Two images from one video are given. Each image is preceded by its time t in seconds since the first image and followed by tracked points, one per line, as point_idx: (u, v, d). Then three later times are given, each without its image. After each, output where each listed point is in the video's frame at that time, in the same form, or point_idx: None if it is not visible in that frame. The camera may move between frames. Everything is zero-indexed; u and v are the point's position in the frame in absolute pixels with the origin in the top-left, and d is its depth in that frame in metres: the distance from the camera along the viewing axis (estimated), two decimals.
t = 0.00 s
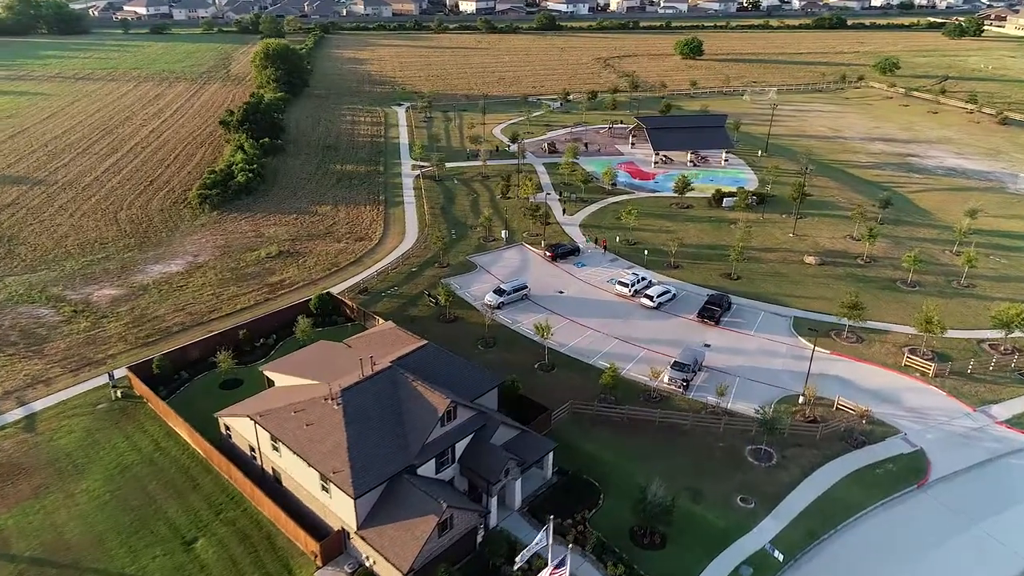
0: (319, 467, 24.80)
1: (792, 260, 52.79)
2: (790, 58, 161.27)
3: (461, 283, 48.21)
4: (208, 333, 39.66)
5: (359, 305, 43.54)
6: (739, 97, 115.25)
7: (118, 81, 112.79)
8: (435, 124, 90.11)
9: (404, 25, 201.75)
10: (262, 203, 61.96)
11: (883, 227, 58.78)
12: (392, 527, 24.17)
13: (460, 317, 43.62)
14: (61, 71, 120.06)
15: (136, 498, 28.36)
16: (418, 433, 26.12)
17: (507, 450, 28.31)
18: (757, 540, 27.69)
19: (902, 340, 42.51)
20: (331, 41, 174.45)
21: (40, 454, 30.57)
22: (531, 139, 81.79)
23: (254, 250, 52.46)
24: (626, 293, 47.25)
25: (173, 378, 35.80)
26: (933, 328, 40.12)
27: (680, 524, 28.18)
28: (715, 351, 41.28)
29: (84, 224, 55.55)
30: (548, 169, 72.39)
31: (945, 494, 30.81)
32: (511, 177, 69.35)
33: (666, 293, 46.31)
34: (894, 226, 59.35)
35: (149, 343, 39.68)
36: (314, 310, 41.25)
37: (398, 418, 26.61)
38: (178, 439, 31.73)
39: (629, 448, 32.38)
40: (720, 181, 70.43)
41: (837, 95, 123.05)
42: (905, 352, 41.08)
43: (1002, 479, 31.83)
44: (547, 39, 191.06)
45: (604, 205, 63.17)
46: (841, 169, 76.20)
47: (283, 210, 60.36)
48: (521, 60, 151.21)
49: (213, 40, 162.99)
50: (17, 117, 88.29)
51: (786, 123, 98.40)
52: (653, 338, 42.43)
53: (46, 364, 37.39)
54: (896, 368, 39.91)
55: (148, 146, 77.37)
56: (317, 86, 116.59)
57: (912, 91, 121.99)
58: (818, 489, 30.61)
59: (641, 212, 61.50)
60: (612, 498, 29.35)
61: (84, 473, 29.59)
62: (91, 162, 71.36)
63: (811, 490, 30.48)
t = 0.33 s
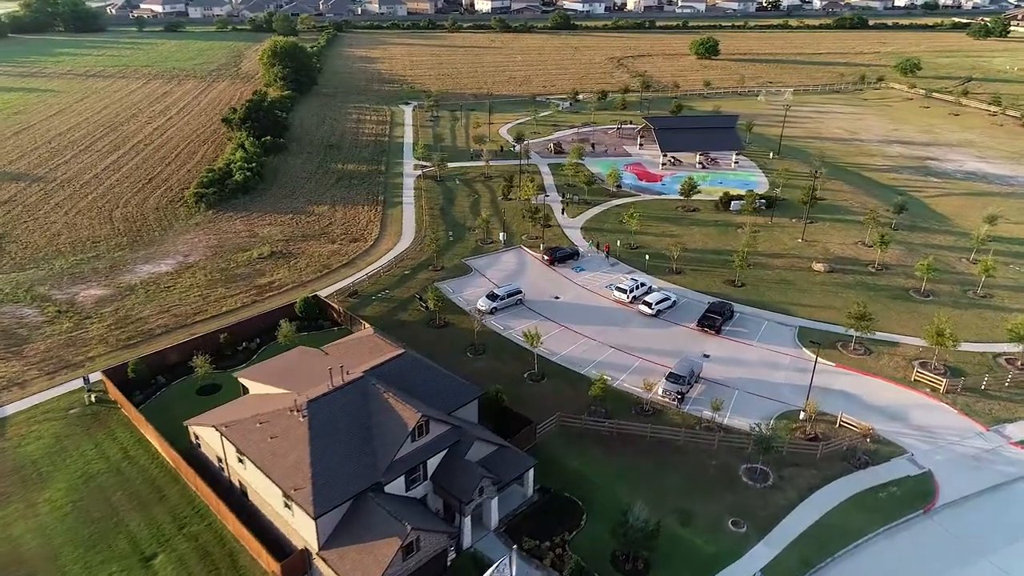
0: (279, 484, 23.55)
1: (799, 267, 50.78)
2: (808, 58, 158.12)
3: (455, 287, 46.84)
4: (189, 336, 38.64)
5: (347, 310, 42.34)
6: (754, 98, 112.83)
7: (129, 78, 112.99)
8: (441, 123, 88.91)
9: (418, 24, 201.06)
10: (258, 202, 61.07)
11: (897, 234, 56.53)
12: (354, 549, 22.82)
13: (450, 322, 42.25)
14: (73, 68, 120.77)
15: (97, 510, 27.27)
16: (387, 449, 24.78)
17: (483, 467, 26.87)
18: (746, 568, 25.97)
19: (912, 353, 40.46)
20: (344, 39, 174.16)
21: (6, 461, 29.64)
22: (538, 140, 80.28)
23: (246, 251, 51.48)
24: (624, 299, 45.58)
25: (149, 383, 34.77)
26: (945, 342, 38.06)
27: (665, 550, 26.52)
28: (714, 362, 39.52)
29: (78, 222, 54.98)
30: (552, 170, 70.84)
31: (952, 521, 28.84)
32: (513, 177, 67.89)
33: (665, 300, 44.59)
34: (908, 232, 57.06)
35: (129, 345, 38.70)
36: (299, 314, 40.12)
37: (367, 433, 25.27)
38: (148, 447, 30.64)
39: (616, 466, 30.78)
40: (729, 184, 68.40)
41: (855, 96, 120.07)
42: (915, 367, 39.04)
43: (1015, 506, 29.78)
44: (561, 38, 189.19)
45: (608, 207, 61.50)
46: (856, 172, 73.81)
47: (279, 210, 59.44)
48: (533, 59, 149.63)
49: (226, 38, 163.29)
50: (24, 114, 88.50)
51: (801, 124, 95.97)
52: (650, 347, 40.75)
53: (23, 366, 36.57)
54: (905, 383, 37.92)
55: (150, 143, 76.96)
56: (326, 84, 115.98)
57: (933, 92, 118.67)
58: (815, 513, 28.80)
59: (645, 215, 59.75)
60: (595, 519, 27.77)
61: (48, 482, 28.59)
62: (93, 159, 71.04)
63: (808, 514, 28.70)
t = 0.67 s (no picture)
0: (234, 502, 22.30)
1: (807, 274, 48.80)
2: (826, 58, 154.87)
3: (447, 290, 45.51)
4: (169, 340, 37.68)
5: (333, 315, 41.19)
6: (769, 98, 110.35)
7: (139, 77, 113.19)
8: (446, 123, 87.67)
9: (432, 23, 200.24)
10: (254, 202, 60.19)
11: (911, 240, 54.28)
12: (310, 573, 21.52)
13: (439, 328, 40.94)
14: (85, 66, 121.51)
15: (55, 523, 26.23)
16: (350, 466, 23.46)
17: (455, 485, 25.45)
18: None
19: (922, 368, 38.42)
20: (357, 37, 173.81)
21: None
22: (543, 140, 78.73)
23: (237, 251, 50.56)
24: (621, 306, 43.92)
25: (124, 389, 33.81)
26: (956, 356, 36.00)
27: None
28: (711, 374, 37.78)
29: (71, 219, 54.46)
30: (556, 171, 69.29)
31: (958, 550, 26.93)
32: (516, 178, 66.44)
33: (663, 307, 42.88)
34: (923, 239, 54.75)
35: (108, 348, 37.82)
36: (283, 318, 39.08)
37: (330, 449, 23.97)
38: (115, 456, 29.59)
39: (600, 485, 29.24)
40: (737, 187, 66.33)
41: (874, 97, 117.11)
42: (924, 382, 37.01)
43: None
44: (576, 38, 187.29)
45: (611, 210, 59.82)
46: (870, 176, 71.40)
47: (274, 210, 58.55)
48: (546, 58, 148.01)
49: (239, 36, 163.63)
50: (31, 111, 88.74)
51: (816, 126, 93.47)
52: (645, 357, 39.09)
53: None
54: (913, 399, 35.92)
55: (153, 141, 76.63)
56: (334, 82, 115.36)
57: (955, 94, 115.33)
58: (810, 539, 27.03)
59: (648, 218, 57.98)
60: (573, 542, 26.26)
61: (8, 491, 27.64)
62: (94, 157, 70.78)
63: (803, 540, 26.97)
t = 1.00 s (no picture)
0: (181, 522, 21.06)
1: (812, 282, 46.81)
2: (845, 59, 151.54)
3: (437, 295, 44.15)
4: (145, 344, 36.67)
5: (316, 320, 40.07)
6: (783, 99, 107.81)
7: (148, 75, 113.17)
8: (451, 123, 86.30)
9: (445, 22, 199.18)
10: (249, 201, 59.34)
11: (924, 248, 52.02)
12: None
13: (425, 334, 39.57)
14: (95, 64, 122.20)
15: (7, 536, 25.18)
16: (306, 485, 22.15)
17: (422, 505, 24.05)
18: None
19: (931, 384, 36.36)
20: (369, 36, 173.18)
21: None
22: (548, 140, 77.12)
23: (227, 252, 49.62)
24: (615, 313, 42.27)
25: (94, 394, 32.86)
26: (966, 373, 33.96)
27: None
28: (706, 387, 36.03)
29: (62, 218, 53.87)
30: (558, 172, 67.70)
31: None
32: (516, 179, 64.94)
33: (659, 315, 41.17)
34: (937, 246, 52.47)
35: (84, 351, 36.94)
36: (263, 322, 38.01)
37: (287, 467, 22.66)
38: (77, 465, 28.55)
39: (579, 506, 27.68)
40: (744, 190, 64.30)
41: (892, 98, 114.05)
42: (932, 399, 35.00)
43: None
44: (590, 37, 185.21)
45: (612, 213, 58.09)
46: (885, 180, 68.97)
47: (268, 210, 57.62)
48: (557, 58, 146.28)
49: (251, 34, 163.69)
50: (37, 108, 88.77)
51: (831, 128, 90.94)
52: (637, 368, 37.43)
53: None
54: (920, 417, 33.95)
55: (153, 139, 76.17)
56: (342, 81, 114.52)
57: (977, 96, 111.96)
58: (801, 569, 25.26)
59: (650, 222, 56.22)
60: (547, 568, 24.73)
61: None
62: (93, 154, 70.39)
63: (793, 569, 25.20)
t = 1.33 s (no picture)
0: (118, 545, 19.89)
1: (816, 290, 44.89)
2: (861, 59, 148.47)
3: (423, 300, 42.77)
4: (117, 348, 35.63)
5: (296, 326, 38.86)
6: (795, 100, 105.38)
7: (153, 72, 112.93)
8: (452, 122, 84.91)
9: (456, 21, 197.97)
10: (240, 201, 58.35)
11: (935, 255, 49.90)
12: None
13: (408, 341, 38.18)
14: (102, 61, 122.27)
15: None
16: (254, 506, 20.88)
17: (381, 528, 22.68)
18: None
19: (937, 400, 34.41)
20: (378, 35, 172.35)
21: None
22: (550, 141, 75.53)
23: (213, 252, 48.63)
24: (607, 321, 40.67)
25: (59, 401, 31.84)
26: (974, 390, 31.97)
27: None
28: (698, 400, 34.34)
29: (51, 216, 53.19)
30: (558, 173, 66.06)
31: None
32: (515, 180, 63.41)
33: (652, 323, 39.52)
34: (949, 254, 50.31)
35: (56, 354, 35.98)
36: (239, 327, 36.90)
37: (236, 486, 21.44)
38: (33, 476, 27.45)
39: (554, 529, 26.13)
40: (749, 193, 62.35)
41: (908, 99, 111.19)
42: (937, 417, 33.08)
43: None
44: (601, 36, 183.05)
45: (611, 215, 56.39)
46: (897, 183, 66.68)
47: (259, 210, 56.59)
48: (566, 57, 144.50)
49: (260, 33, 163.41)
50: (39, 106, 88.57)
51: (843, 130, 88.56)
52: (626, 379, 35.80)
53: None
54: (923, 436, 32.05)
55: (152, 137, 75.54)
56: (347, 79, 113.57)
57: (996, 97, 108.82)
58: None
59: (649, 225, 54.50)
60: None
61: None
62: (89, 152, 69.85)
63: None
